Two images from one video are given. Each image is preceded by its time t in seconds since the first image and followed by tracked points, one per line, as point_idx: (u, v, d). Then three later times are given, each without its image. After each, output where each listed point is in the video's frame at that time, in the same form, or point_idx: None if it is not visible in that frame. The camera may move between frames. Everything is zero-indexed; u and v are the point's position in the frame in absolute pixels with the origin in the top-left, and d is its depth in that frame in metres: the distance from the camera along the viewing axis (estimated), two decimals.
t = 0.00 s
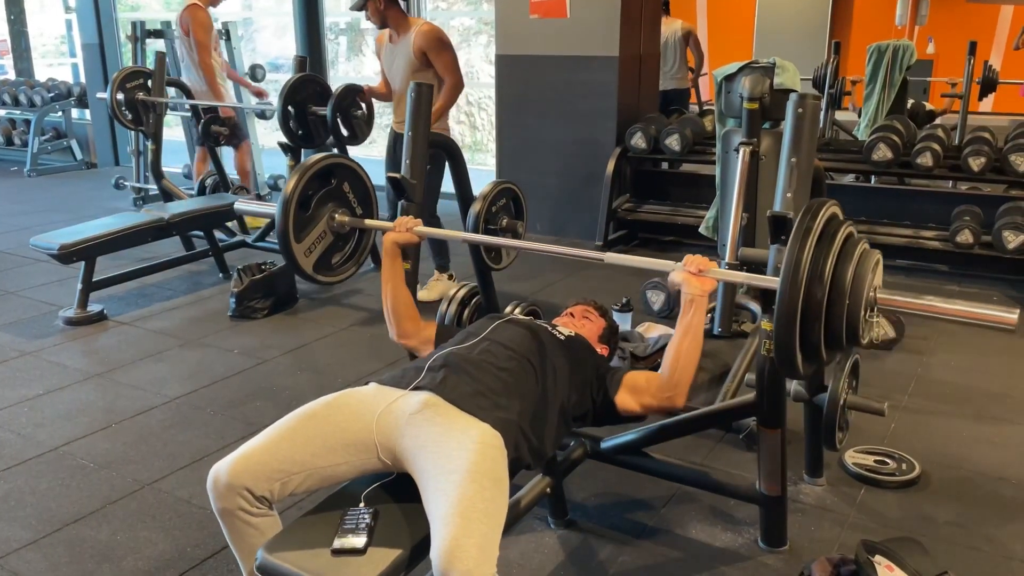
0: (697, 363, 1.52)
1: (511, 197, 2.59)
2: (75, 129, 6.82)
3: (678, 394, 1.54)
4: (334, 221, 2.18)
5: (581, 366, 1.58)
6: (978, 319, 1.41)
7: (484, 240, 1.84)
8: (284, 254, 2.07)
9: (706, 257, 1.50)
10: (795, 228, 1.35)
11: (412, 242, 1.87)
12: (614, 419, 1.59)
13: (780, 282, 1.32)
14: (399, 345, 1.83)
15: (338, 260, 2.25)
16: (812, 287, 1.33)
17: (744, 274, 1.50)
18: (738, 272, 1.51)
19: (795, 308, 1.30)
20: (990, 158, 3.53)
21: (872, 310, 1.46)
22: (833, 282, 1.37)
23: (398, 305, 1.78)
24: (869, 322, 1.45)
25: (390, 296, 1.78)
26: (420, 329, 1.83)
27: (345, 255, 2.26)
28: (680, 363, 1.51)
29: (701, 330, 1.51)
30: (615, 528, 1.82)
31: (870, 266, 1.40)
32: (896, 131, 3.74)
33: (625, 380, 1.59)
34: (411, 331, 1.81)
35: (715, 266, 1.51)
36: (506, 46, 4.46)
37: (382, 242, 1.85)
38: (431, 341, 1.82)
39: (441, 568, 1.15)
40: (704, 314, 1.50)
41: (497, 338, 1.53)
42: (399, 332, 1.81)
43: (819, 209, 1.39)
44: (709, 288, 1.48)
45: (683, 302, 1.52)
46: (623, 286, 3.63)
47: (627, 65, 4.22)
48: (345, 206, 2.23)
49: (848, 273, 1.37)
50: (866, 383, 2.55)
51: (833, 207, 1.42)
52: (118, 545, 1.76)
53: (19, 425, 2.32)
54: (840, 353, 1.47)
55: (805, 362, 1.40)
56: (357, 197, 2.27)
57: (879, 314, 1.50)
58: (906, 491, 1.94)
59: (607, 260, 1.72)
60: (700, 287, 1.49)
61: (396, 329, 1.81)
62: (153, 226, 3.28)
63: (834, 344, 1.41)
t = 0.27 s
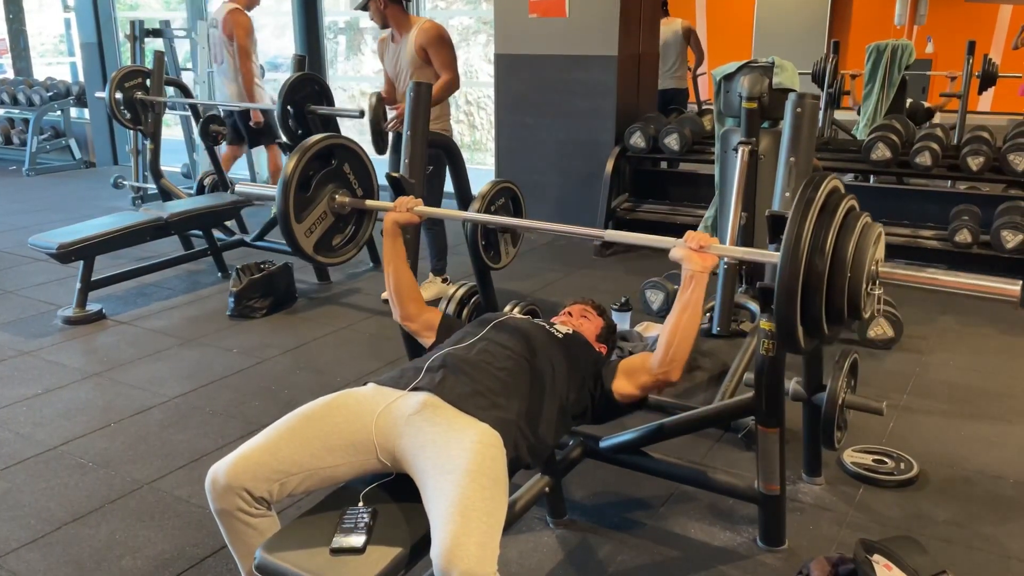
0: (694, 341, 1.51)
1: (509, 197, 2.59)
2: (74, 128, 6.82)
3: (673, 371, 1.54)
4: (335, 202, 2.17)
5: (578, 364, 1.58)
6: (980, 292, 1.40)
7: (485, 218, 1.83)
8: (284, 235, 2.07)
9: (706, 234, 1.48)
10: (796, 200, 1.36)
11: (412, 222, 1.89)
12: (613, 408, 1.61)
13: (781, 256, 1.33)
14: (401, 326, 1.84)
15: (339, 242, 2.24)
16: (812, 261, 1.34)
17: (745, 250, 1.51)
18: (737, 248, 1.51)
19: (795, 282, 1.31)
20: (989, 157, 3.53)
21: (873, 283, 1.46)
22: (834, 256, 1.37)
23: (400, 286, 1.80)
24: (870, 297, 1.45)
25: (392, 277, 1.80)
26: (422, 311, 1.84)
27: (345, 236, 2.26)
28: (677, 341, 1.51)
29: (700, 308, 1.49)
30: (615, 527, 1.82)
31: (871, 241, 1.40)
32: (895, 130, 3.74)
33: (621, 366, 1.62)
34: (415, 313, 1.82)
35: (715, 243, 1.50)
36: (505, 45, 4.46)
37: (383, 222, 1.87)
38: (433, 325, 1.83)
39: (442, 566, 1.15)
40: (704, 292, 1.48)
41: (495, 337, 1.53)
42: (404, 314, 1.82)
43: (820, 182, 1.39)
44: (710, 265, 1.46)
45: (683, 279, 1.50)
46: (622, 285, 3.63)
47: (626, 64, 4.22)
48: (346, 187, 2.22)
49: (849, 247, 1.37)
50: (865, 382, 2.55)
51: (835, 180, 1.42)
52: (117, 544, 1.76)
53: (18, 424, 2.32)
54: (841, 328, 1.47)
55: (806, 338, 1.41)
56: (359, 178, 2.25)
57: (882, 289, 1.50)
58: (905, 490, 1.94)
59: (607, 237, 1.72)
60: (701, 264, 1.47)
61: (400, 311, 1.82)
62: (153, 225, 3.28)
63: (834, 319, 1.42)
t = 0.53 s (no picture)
0: (686, 307, 1.53)
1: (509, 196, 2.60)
2: (72, 127, 6.81)
3: (661, 332, 1.55)
4: (335, 174, 2.17)
5: (577, 363, 1.58)
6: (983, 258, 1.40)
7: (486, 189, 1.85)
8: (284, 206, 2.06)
9: (712, 204, 1.52)
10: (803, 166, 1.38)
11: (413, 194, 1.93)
12: (613, 389, 1.61)
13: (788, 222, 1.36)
14: (415, 302, 1.85)
15: (338, 216, 2.24)
16: (819, 225, 1.36)
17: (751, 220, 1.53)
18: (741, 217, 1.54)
19: (803, 247, 1.33)
20: (988, 156, 3.53)
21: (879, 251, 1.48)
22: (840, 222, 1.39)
23: (409, 256, 1.84)
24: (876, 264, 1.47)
25: (400, 249, 1.85)
26: (433, 283, 1.84)
27: (345, 211, 2.25)
28: (669, 303, 1.53)
29: (698, 274, 1.52)
30: (613, 526, 1.82)
31: (877, 208, 1.42)
32: (893, 129, 3.75)
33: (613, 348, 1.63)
34: (426, 284, 1.83)
35: (720, 213, 1.54)
36: (504, 45, 4.45)
37: (385, 194, 1.93)
38: (442, 298, 1.84)
39: (439, 565, 1.15)
40: (704, 258, 1.51)
41: (493, 337, 1.53)
42: (416, 287, 1.83)
43: (828, 148, 1.40)
44: (712, 234, 1.50)
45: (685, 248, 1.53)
46: (621, 284, 3.63)
47: (625, 63, 4.21)
48: (347, 159, 2.22)
49: (855, 213, 1.40)
50: (864, 381, 2.55)
51: (841, 148, 1.44)
52: (115, 544, 1.76)
53: (17, 423, 2.32)
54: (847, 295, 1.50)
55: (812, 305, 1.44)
56: (359, 152, 2.26)
57: (888, 255, 1.52)
58: (903, 489, 1.94)
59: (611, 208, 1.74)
60: (704, 233, 1.50)
61: (412, 284, 1.84)
62: (151, 224, 3.27)
63: (840, 286, 1.44)
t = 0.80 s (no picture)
0: (686, 303, 1.54)
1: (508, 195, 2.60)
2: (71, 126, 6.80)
3: (659, 328, 1.55)
4: (337, 165, 2.17)
5: (576, 361, 1.58)
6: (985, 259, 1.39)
7: (484, 183, 1.85)
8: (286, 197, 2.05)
9: (714, 200, 1.52)
10: (807, 165, 1.39)
11: (414, 187, 1.93)
12: (610, 388, 1.60)
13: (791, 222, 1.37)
14: (418, 295, 1.86)
15: (339, 209, 2.23)
16: (822, 224, 1.37)
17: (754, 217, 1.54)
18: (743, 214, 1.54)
19: (805, 247, 1.34)
20: (987, 155, 3.53)
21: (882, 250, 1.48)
22: (843, 220, 1.39)
23: (413, 247, 1.86)
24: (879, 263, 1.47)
25: (404, 241, 1.86)
26: (437, 274, 1.86)
27: (346, 203, 2.25)
28: (669, 297, 1.53)
29: (698, 271, 1.53)
30: (612, 525, 1.82)
31: (880, 207, 1.41)
32: (892, 128, 3.75)
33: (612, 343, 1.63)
34: (430, 275, 1.85)
35: (722, 210, 1.53)
36: (504, 44, 4.45)
37: (385, 185, 1.93)
38: (447, 291, 1.85)
39: (440, 563, 1.15)
40: (706, 255, 1.52)
41: (492, 336, 1.54)
42: (420, 279, 1.84)
43: (831, 148, 1.41)
44: (716, 230, 1.49)
45: (686, 243, 1.54)
46: (620, 283, 3.63)
47: (624, 62, 4.21)
48: (348, 152, 2.23)
49: (859, 212, 1.40)
50: (863, 380, 2.56)
51: (845, 147, 1.45)
52: (115, 542, 1.76)
53: (15, 423, 2.32)
54: (849, 294, 1.50)
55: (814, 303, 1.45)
56: (360, 144, 2.28)
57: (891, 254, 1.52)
58: (903, 488, 1.94)
59: (613, 203, 1.73)
60: (707, 229, 1.50)
61: (416, 275, 1.85)
62: (151, 223, 3.27)
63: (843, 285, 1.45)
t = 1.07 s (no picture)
0: (688, 304, 1.54)
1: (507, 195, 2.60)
2: (69, 125, 6.80)
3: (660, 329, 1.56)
4: (338, 165, 2.17)
5: (577, 362, 1.58)
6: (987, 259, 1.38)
7: (484, 184, 1.85)
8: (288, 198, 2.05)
9: (717, 201, 1.52)
10: (809, 165, 1.39)
11: (415, 187, 1.92)
12: (612, 388, 1.60)
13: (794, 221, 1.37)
14: (418, 296, 1.86)
15: (340, 209, 2.22)
16: (824, 224, 1.37)
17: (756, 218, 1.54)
18: (745, 215, 1.54)
19: (808, 246, 1.34)
20: (986, 155, 3.53)
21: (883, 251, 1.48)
22: (846, 221, 1.39)
23: (413, 250, 1.85)
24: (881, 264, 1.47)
25: (404, 243, 1.85)
26: (436, 276, 1.86)
27: (347, 204, 2.24)
28: (671, 299, 1.54)
29: (700, 272, 1.53)
30: (612, 524, 1.82)
31: (882, 207, 1.41)
32: (891, 127, 3.75)
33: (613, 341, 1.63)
34: (429, 277, 1.85)
35: (725, 210, 1.53)
36: (503, 43, 4.46)
37: (387, 186, 1.93)
38: (446, 292, 1.86)
39: (442, 564, 1.15)
40: (707, 256, 1.52)
41: (494, 337, 1.53)
42: (420, 281, 1.85)
43: (833, 149, 1.42)
44: (718, 231, 1.50)
45: (688, 243, 1.54)
46: (619, 283, 3.63)
47: (624, 61, 4.21)
48: (349, 152, 2.23)
49: (861, 212, 1.40)
50: (861, 379, 2.56)
51: (846, 149, 1.45)
52: (114, 542, 1.76)
53: (14, 422, 2.32)
54: (850, 295, 1.51)
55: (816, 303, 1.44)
56: (361, 145, 2.28)
57: (892, 254, 1.53)
58: (902, 487, 1.94)
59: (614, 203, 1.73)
60: (709, 230, 1.50)
61: (416, 276, 1.85)
62: (150, 222, 3.27)
63: (845, 285, 1.44)
